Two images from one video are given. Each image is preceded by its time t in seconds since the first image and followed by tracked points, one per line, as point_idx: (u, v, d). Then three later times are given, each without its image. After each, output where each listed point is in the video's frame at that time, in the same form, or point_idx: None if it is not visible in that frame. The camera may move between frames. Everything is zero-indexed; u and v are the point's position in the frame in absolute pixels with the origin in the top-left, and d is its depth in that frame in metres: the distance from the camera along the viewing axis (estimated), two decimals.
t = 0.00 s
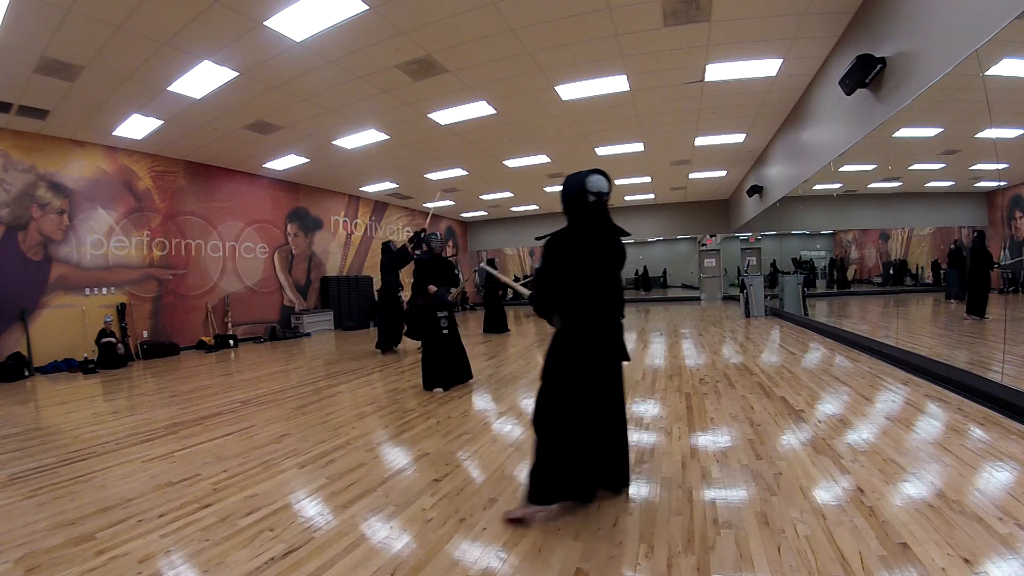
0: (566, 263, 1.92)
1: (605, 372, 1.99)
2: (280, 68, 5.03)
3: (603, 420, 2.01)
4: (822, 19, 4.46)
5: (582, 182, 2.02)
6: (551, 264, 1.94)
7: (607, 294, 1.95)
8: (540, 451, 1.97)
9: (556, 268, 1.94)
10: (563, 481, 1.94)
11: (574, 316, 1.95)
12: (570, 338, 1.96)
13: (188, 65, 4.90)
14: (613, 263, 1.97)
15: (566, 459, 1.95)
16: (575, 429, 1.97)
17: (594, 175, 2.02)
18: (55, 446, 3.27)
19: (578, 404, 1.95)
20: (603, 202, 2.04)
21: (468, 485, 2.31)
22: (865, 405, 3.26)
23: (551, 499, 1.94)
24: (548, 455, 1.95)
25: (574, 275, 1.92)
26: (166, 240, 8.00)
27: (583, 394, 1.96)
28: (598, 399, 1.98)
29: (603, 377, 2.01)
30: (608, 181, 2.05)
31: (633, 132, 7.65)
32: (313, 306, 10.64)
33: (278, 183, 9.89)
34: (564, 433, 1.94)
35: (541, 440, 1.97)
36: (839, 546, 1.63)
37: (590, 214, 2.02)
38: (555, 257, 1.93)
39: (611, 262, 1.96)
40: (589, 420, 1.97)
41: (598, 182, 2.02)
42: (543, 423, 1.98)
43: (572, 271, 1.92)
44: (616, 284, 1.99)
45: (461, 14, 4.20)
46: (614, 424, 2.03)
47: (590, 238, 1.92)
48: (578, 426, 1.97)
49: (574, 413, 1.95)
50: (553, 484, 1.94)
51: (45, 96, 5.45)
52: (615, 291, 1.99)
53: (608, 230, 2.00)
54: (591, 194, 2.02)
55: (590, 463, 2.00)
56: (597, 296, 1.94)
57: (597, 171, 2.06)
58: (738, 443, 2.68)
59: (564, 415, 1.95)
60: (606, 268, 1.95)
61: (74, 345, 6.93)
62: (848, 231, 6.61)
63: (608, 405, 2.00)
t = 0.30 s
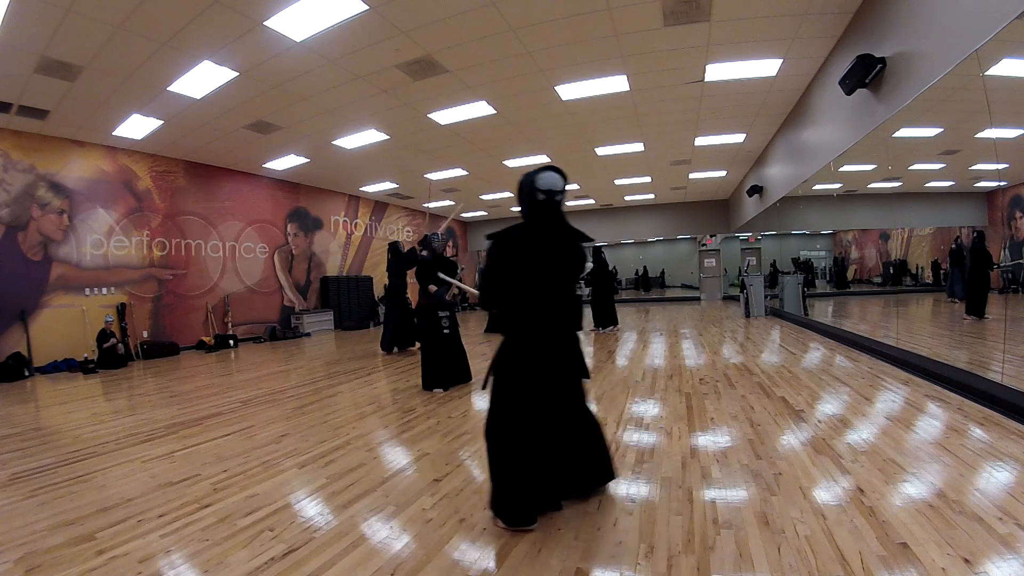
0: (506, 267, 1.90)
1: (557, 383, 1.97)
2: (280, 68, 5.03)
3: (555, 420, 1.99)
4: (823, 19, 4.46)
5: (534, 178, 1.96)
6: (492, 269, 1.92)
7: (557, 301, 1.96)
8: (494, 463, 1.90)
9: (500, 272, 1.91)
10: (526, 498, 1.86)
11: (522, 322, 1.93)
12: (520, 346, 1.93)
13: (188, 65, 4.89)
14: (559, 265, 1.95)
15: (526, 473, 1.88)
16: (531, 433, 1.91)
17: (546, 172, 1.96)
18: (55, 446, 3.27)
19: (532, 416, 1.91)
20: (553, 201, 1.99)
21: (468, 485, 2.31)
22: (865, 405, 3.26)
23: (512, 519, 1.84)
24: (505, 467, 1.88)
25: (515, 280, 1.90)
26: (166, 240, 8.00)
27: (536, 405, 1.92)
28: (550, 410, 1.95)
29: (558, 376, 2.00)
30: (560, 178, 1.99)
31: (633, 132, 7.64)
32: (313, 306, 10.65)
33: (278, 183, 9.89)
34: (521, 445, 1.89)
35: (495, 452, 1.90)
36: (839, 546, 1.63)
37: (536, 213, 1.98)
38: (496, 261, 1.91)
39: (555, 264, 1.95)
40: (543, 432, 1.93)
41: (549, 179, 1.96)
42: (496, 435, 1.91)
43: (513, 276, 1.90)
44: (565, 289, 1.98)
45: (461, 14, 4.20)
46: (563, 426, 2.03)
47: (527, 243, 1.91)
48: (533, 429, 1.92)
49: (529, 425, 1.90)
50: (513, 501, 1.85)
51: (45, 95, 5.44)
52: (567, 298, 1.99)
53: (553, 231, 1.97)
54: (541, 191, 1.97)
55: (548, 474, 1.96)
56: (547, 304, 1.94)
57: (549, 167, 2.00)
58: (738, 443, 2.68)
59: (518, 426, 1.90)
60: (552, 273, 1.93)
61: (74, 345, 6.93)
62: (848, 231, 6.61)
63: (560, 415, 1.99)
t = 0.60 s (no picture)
0: (470, 267, 1.87)
1: (534, 386, 1.89)
2: (280, 68, 5.03)
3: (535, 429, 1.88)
4: (823, 19, 4.46)
5: (496, 176, 1.96)
6: (456, 270, 1.89)
7: (527, 301, 1.87)
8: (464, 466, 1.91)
9: (464, 273, 1.87)
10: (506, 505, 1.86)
11: (490, 325, 1.87)
12: (489, 350, 1.87)
13: (188, 65, 4.89)
14: (527, 262, 1.86)
15: (503, 480, 1.86)
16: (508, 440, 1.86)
17: (508, 169, 1.95)
18: (55, 446, 3.27)
19: (507, 422, 1.86)
20: (518, 196, 1.95)
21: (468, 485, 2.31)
22: (865, 405, 3.25)
23: (489, 524, 1.86)
24: (476, 471, 1.89)
25: (480, 280, 1.86)
26: (166, 240, 8.00)
27: (509, 408, 1.86)
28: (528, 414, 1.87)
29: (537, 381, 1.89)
30: (525, 173, 1.96)
31: (633, 132, 7.64)
32: (313, 306, 10.65)
33: (278, 183, 9.89)
34: (494, 451, 1.86)
35: (466, 456, 1.91)
36: (839, 546, 1.63)
37: (500, 211, 1.95)
38: (460, 262, 1.88)
39: (523, 262, 1.86)
40: (523, 437, 1.86)
41: (511, 175, 1.94)
42: (468, 439, 1.91)
43: (478, 276, 1.86)
44: (536, 288, 1.89)
45: (461, 14, 4.20)
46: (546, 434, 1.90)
47: (489, 241, 1.86)
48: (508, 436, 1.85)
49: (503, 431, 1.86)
50: (486, 506, 1.87)
51: (45, 95, 5.44)
52: (538, 299, 1.89)
53: (519, 226, 1.90)
54: (504, 187, 1.94)
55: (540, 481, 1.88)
56: (515, 305, 1.85)
57: (511, 164, 1.98)
58: (738, 443, 2.67)
59: (490, 431, 1.87)
60: (519, 271, 1.85)
61: (74, 345, 6.93)
62: (848, 231, 6.61)
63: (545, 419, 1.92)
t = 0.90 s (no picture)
0: (445, 271, 1.90)
1: (518, 383, 1.91)
2: (280, 68, 5.02)
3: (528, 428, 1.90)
4: (823, 19, 4.46)
5: (472, 178, 1.95)
6: (433, 273, 1.91)
7: (502, 300, 1.91)
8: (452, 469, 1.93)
9: (441, 276, 1.91)
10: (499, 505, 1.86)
11: (471, 325, 1.90)
12: (471, 350, 1.89)
13: (188, 65, 4.89)
14: (503, 265, 1.91)
15: (495, 482, 1.86)
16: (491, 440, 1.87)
17: (484, 171, 1.94)
18: (55, 446, 3.27)
19: (489, 421, 1.87)
20: (493, 199, 1.96)
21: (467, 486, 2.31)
22: (865, 405, 3.25)
23: (488, 524, 1.86)
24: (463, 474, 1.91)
25: (458, 283, 1.90)
26: (166, 240, 8.00)
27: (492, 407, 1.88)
28: (515, 413, 1.88)
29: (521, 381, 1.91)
30: (501, 176, 1.95)
31: (633, 132, 7.64)
32: (313, 306, 10.66)
33: (278, 183, 9.89)
34: (483, 452, 1.86)
35: (458, 462, 1.90)
36: (839, 546, 1.63)
37: (475, 214, 1.97)
38: (436, 265, 1.91)
39: (497, 266, 1.90)
40: (512, 435, 1.86)
41: (487, 178, 1.93)
42: (455, 442, 1.91)
43: (455, 279, 1.90)
44: (513, 289, 1.93)
45: (460, 14, 4.20)
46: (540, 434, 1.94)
47: (463, 244, 1.89)
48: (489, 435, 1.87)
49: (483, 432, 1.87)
50: (480, 508, 1.87)
51: (45, 95, 5.44)
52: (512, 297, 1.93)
53: (494, 230, 1.94)
54: (479, 190, 1.94)
55: (534, 478, 1.90)
56: (493, 305, 1.90)
57: (488, 165, 1.96)
58: (738, 443, 2.67)
59: (479, 432, 1.87)
60: (496, 273, 1.90)
61: (73, 345, 6.92)
62: (848, 231, 6.62)
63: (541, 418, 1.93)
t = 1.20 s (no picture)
0: (418, 272, 1.94)
1: (492, 378, 1.95)
2: (280, 68, 5.02)
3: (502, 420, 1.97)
4: (823, 19, 4.46)
5: (442, 183, 2.02)
6: (406, 275, 1.96)
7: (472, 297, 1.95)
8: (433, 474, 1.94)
9: (415, 281, 1.95)
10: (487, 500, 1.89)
11: (445, 323, 1.93)
12: (448, 348, 1.92)
13: (188, 65, 4.89)
14: (468, 267, 1.94)
15: (483, 477, 1.90)
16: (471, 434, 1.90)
17: (453, 176, 2.00)
18: (55, 446, 3.27)
19: (469, 415, 1.90)
20: (462, 203, 2.01)
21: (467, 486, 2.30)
22: (865, 405, 3.25)
23: (479, 518, 1.90)
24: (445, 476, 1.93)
25: (433, 287, 1.94)
26: (166, 240, 8.00)
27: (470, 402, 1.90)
28: (497, 408, 1.95)
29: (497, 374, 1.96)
30: (470, 180, 2.01)
31: (633, 132, 7.64)
32: (313, 306, 10.65)
33: (278, 183, 9.89)
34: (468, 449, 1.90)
35: (450, 462, 1.92)
36: (839, 546, 1.63)
37: (446, 217, 2.02)
38: (411, 269, 1.95)
39: (466, 265, 1.94)
40: (494, 431, 1.94)
41: (456, 183, 1.99)
42: (443, 443, 1.93)
43: (427, 281, 1.94)
44: (483, 287, 1.98)
45: (460, 14, 4.19)
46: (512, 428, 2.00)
47: (434, 245, 1.93)
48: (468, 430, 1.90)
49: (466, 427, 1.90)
50: (469, 506, 1.90)
51: (45, 95, 5.44)
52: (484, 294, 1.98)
53: (465, 231, 1.98)
54: (449, 195, 2.00)
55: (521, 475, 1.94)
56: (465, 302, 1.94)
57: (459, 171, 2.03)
58: (738, 443, 2.67)
59: (461, 430, 1.90)
60: (470, 276, 1.95)
61: (73, 345, 6.92)
62: (848, 231, 6.62)
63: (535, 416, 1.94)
